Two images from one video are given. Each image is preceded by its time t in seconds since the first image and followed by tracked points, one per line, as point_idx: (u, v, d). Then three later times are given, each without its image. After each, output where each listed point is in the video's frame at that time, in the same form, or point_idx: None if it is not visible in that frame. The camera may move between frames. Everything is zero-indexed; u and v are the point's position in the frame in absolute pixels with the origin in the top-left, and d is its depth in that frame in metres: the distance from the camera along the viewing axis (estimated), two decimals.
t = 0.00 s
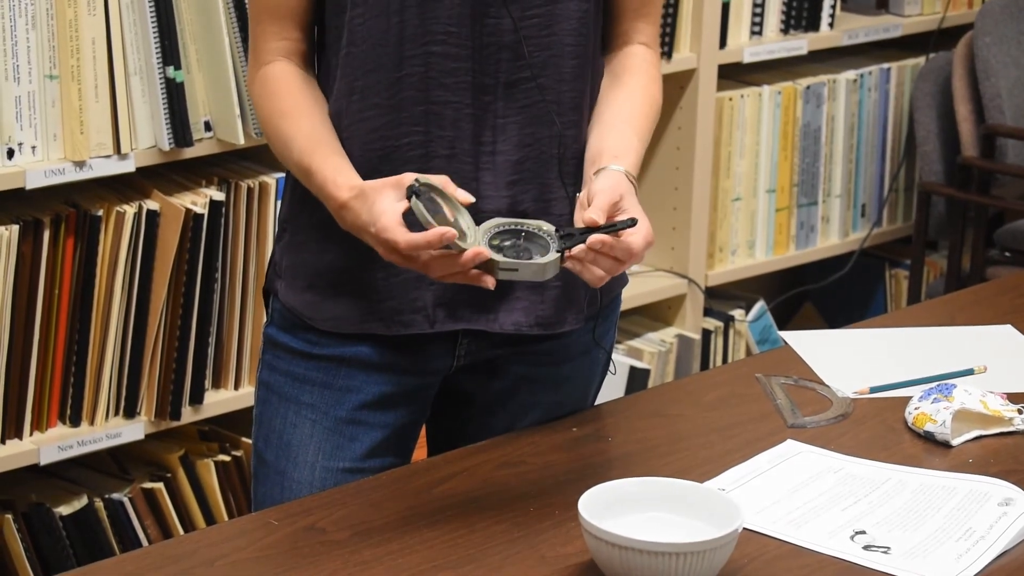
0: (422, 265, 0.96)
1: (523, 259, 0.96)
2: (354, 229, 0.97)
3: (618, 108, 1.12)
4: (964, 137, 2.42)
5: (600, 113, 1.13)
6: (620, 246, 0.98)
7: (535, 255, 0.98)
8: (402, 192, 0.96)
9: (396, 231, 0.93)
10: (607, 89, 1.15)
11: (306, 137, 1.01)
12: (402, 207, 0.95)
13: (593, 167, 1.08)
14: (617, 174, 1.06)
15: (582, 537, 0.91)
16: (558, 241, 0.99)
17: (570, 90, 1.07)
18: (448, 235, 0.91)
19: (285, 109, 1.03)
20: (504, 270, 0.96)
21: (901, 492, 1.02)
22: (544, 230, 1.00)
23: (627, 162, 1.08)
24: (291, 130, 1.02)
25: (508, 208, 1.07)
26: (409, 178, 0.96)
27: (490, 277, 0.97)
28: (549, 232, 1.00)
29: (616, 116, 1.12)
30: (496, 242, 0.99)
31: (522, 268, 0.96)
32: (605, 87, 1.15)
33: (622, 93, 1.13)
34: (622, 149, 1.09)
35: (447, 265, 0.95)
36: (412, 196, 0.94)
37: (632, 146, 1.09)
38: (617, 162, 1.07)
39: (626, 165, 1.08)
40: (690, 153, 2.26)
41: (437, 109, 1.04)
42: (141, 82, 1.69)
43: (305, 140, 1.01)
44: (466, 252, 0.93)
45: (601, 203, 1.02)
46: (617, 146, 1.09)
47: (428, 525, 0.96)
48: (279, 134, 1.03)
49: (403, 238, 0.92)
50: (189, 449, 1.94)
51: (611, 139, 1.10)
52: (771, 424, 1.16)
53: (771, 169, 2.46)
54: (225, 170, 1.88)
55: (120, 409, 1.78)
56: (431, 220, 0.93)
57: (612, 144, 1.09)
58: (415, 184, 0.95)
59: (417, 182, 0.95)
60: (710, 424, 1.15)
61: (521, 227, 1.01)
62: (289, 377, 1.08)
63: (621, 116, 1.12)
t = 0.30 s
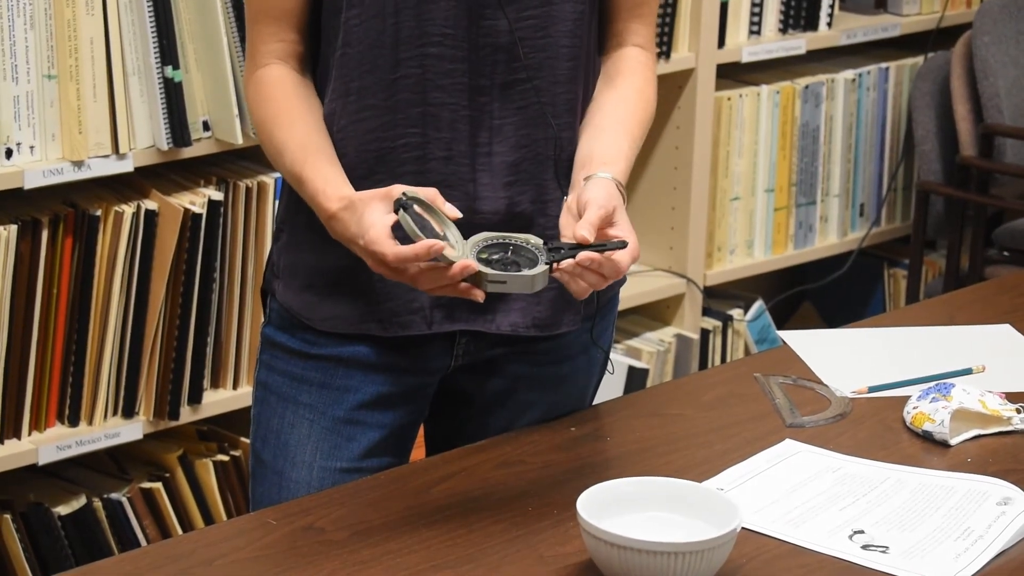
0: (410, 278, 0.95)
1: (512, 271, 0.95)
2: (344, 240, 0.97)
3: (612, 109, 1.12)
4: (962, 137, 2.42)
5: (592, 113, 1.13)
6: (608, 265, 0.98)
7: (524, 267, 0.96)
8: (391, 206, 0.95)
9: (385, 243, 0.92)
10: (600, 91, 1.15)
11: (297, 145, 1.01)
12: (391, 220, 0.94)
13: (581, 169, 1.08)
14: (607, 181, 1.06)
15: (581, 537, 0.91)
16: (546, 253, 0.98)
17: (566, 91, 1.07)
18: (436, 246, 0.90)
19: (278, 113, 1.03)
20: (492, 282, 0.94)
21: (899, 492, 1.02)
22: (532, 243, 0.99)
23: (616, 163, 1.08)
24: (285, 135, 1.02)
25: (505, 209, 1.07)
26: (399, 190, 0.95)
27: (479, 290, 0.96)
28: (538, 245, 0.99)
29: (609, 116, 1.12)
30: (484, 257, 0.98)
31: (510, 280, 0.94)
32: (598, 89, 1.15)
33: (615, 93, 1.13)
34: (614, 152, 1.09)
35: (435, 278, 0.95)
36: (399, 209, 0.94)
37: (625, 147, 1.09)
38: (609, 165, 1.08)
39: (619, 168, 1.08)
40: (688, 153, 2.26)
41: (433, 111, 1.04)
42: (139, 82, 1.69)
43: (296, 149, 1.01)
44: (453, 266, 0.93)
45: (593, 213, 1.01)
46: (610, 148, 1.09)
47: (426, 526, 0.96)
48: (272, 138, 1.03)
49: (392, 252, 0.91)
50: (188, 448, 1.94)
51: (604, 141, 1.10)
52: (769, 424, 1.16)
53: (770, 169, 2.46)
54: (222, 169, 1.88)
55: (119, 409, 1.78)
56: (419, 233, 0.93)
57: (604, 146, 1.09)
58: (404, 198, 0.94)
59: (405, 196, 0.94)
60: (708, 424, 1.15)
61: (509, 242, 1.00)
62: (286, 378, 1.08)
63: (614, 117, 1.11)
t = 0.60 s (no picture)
0: (405, 275, 0.95)
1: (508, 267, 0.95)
2: (340, 239, 0.97)
3: (611, 108, 1.12)
4: (960, 135, 2.42)
5: (591, 111, 1.13)
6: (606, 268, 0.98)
7: (520, 263, 0.96)
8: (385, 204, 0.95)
9: (380, 241, 0.92)
10: (598, 89, 1.15)
11: (295, 145, 1.01)
12: (387, 218, 0.94)
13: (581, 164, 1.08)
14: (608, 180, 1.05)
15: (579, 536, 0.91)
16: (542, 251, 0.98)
17: (564, 91, 1.07)
18: (431, 242, 0.90)
19: (277, 114, 1.03)
20: (488, 278, 0.94)
21: (897, 491, 1.02)
22: (528, 240, 0.99)
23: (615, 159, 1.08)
24: (282, 135, 1.02)
25: (503, 208, 1.07)
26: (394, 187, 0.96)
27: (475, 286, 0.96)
28: (534, 241, 0.99)
29: (609, 116, 1.12)
30: (480, 254, 0.98)
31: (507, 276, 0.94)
32: (597, 88, 1.15)
33: (614, 92, 1.13)
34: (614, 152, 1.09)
35: (429, 275, 0.94)
36: (394, 207, 0.94)
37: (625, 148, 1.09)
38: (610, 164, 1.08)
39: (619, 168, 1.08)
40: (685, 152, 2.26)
41: (431, 111, 1.04)
42: (137, 82, 1.68)
43: (293, 149, 1.01)
44: (447, 262, 0.93)
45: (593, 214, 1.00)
46: (610, 148, 1.09)
47: (425, 525, 0.96)
48: (269, 138, 1.03)
49: (386, 249, 0.91)
50: (186, 447, 1.94)
51: (604, 140, 1.10)
52: (767, 423, 1.16)
53: (767, 168, 2.46)
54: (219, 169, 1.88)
55: (117, 408, 1.78)
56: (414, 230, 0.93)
57: (604, 145, 1.09)
58: (398, 196, 0.94)
59: (399, 193, 0.94)
60: (706, 423, 1.15)
61: (502, 238, 1.00)
62: (284, 377, 1.08)
63: (612, 117, 1.11)
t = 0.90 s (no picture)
0: (401, 276, 0.94)
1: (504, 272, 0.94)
2: (339, 240, 0.96)
3: (624, 97, 1.11)
4: (957, 134, 2.43)
5: (604, 102, 1.12)
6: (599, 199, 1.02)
7: (516, 269, 0.96)
8: (385, 205, 0.95)
9: (378, 241, 0.91)
10: (611, 78, 1.14)
11: (294, 144, 1.01)
12: (385, 219, 0.94)
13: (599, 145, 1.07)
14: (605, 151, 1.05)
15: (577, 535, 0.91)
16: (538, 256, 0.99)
17: (562, 89, 1.07)
18: (428, 243, 0.90)
19: (275, 114, 1.03)
20: (484, 282, 0.94)
21: (894, 489, 1.02)
22: (525, 245, 1.00)
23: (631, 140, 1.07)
24: (281, 134, 1.02)
25: (501, 207, 1.07)
26: (393, 190, 0.95)
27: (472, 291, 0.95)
28: (531, 247, 1.01)
29: (621, 104, 1.11)
30: (478, 259, 0.97)
31: (503, 281, 0.94)
32: (609, 77, 1.15)
33: (626, 83, 1.13)
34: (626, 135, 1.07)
35: (427, 279, 0.94)
36: (393, 208, 0.94)
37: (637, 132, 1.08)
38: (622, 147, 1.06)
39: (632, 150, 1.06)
40: (683, 151, 2.26)
41: (428, 110, 1.04)
42: (135, 80, 1.68)
43: (292, 148, 1.01)
44: (444, 265, 0.92)
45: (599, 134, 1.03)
46: (621, 133, 1.08)
47: (422, 523, 0.96)
48: (268, 137, 1.03)
49: (385, 250, 0.90)
50: (183, 446, 1.94)
51: (616, 126, 1.09)
52: (764, 421, 1.16)
53: (765, 166, 2.47)
54: (217, 167, 1.88)
55: (114, 407, 1.78)
56: (412, 231, 0.92)
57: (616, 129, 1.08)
58: (397, 197, 0.94)
59: (398, 195, 0.94)
60: (703, 421, 1.15)
61: (500, 245, 1.00)
62: (282, 375, 1.08)
63: (625, 104, 1.11)
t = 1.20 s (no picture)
0: (403, 274, 0.94)
1: (504, 272, 0.95)
2: (339, 240, 0.96)
3: (609, 100, 1.11)
4: (954, 132, 2.43)
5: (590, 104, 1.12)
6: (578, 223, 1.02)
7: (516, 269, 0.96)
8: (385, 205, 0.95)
9: (380, 240, 0.91)
10: (599, 81, 1.14)
11: (292, 143, 1.01)
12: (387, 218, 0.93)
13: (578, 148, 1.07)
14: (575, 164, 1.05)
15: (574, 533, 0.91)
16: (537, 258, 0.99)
17: (560, 88, 1.07)
18: (431, 240, 0.90)
19: (274, 112, 1.03)
20: (485, 281, 0.94)
21: (891, 487, 1.02)
22: (521, 249, 0.99)
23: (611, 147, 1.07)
24: (279, 133, 1.02)
25: (498, 205, 1.07)
26: (393, 191, 0.95)
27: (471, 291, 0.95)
28: (534, 252, 1.00)
29: (606, 107, 1.11)
30: (478, 258, 0.97)
31: (504, 280, 0.94)
32: (598, 79, 1.15)
33: (612, 86, 1.13)
34: (608, 142, 1.07)
35: (428, 278, 0.93)
36: (396, 208, 0.93)
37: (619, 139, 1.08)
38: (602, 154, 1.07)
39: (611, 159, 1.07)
40: (680, 149, 2.26)
41: (427, 109, 1.04)
42: (132, 79, 1.68)
43: (290, 147, 1.01)
44: (446, 264, 0.92)
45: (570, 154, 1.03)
46: (604, 138, 1.08)
47: (420, 521, 0.96)
48: (266, 136, 1.03)
49: (389, 248, 0.90)
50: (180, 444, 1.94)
51: (600, 131, 1.09)
52: (762, 419, 1.16)
53: (762, 164, 2.47)
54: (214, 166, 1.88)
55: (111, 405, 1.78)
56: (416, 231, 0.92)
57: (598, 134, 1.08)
58: (399, 196, 0.94)
59: (400, 195, 0.94)
60: (701, 419, 1.15)
61: (498, 247, 1.00)
62: (280, 374, 1.08)
63: (610, 108, 1.11)
